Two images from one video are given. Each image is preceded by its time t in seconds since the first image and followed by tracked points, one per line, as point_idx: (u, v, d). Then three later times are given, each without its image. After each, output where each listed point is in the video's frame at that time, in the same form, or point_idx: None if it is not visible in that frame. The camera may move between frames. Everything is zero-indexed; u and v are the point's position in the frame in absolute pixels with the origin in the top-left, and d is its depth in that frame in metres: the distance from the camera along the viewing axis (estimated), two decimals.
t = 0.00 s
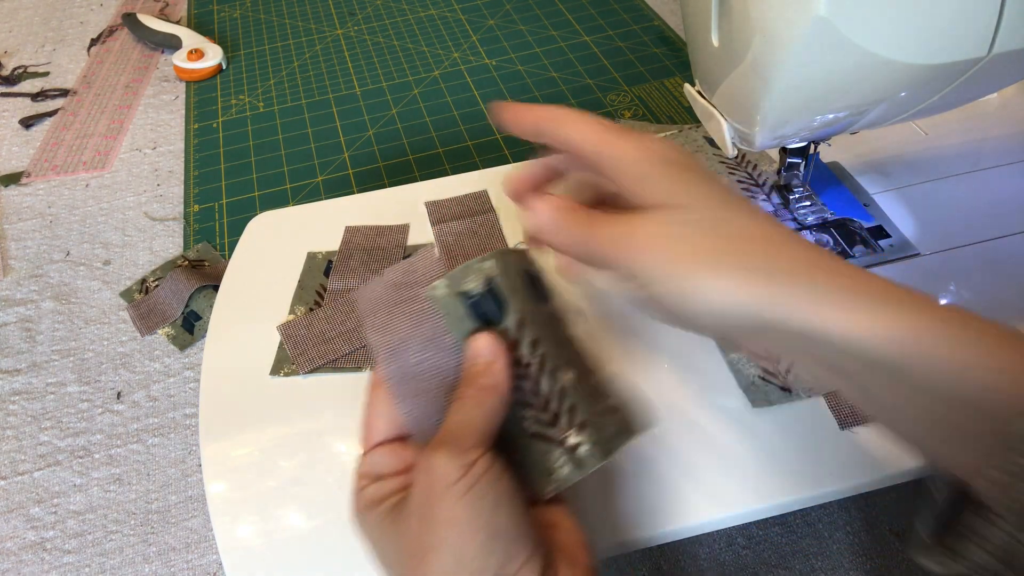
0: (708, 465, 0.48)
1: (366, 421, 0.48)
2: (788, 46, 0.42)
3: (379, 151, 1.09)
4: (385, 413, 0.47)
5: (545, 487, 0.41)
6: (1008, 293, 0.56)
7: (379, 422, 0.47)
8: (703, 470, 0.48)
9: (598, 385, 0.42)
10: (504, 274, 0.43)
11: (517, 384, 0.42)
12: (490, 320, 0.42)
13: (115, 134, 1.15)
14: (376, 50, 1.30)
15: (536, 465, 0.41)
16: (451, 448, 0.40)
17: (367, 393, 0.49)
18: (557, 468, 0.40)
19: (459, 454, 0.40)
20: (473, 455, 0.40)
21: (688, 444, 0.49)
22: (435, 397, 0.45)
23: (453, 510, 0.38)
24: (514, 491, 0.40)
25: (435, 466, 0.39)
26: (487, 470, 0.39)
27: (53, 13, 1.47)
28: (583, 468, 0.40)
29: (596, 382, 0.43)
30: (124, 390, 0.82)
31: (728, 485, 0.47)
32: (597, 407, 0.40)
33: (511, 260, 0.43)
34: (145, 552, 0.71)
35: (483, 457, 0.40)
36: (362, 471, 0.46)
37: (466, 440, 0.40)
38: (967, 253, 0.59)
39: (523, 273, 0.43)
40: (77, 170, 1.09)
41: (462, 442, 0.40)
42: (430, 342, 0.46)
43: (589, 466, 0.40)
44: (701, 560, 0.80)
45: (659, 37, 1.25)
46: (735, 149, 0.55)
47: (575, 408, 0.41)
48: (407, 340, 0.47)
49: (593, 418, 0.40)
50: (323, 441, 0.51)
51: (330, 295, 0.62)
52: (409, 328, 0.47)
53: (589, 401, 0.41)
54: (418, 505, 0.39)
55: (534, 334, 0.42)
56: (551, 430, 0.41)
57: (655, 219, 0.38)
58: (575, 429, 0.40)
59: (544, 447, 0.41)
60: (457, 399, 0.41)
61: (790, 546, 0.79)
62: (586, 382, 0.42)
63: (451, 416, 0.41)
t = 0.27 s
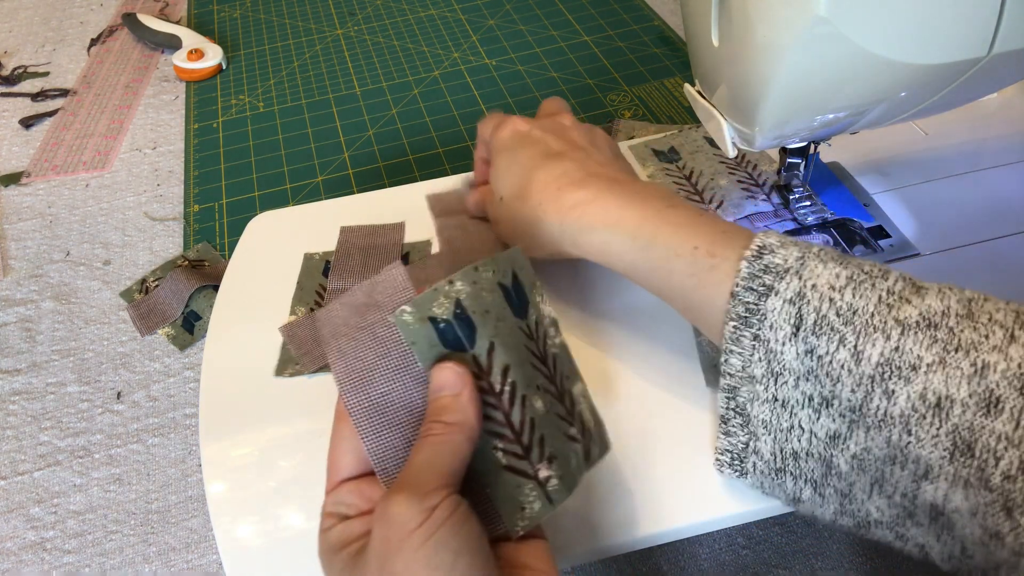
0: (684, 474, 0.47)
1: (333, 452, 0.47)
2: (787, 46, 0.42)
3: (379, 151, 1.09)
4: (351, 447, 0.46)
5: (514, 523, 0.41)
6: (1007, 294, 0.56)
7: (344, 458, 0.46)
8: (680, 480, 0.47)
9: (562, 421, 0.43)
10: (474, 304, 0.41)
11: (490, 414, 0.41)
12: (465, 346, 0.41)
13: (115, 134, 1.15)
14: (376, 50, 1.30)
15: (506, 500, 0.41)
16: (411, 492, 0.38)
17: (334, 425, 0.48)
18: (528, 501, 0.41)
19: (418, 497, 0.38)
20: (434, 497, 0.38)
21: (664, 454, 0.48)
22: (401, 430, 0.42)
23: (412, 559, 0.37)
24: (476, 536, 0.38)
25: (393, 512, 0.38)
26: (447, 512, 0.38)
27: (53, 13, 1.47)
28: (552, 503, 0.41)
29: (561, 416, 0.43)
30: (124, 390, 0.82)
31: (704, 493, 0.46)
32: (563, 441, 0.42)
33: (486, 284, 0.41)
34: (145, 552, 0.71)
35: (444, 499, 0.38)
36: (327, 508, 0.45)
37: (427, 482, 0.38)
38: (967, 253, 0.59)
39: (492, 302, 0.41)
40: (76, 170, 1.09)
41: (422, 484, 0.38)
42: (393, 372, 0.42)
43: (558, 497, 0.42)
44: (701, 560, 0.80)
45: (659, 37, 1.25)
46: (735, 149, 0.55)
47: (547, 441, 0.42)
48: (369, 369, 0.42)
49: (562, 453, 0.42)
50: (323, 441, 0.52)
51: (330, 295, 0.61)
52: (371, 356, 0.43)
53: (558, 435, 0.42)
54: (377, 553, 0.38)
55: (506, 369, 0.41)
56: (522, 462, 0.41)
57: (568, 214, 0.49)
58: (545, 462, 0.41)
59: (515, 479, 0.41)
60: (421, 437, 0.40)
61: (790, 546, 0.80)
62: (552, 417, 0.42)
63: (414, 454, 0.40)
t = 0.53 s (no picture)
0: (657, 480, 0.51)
1: (314, 446, 0.49)
2: (787, 47, 0.42)
3: (379, 151, 1.09)
4: (330, 439, 0.49)
5: (483, 505, 0.43)
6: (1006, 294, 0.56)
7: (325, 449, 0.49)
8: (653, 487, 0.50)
9: (539, 406, 0.42)
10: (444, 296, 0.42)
11: (460, 402, 0.42)
12: (435, 336, 0.42)
13: (115, 134, 1.15)
14: (376, 50, 1.30)
15: (475, 483, 0.43)
16: (371, 484, 0.40)
17: (314, 418, 0.50)
18: (497, 486, 0.42)
19: (378, 489, 0.40)
20: (393, 490, 0.40)
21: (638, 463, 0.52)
22: (375, 419, 0.45)
23: (369, 549, 0.39)
24: (432, 528, 0.41)
25: (353, 503, 0.40)
26: (404, 507, 0.40)
27: (53, 13, 1.47)
28: (520, 488, 0.42)
29: (540, 399, 0.42)
30: (124, 390, 0.82)
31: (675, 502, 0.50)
32: (539, 426, 0.42)
33: (456, 280, 0.44)
34: (145, 552, 0.71)
35: (403, 493, 0.40)
36: (308, 499, 0.47)
37: (388, 475, 0.40)
38: (964, 254, 0.60)
39: (464, 292, 0.43)
40: (76, 170, 1.09)
41: (383, 477, 0.40)
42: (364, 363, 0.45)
43: (528, 482, 0.42)
44: (701, 560, 0.80)
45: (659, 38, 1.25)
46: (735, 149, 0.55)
47: (518, 427, 0.42)
48: (342, 362, 0.45)
49: (536, 438, 0.42)
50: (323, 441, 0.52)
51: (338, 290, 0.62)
52: (346, 349, 0.45)
53: (532, 420, 0.42)
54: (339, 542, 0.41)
55: (478, 355, 0.42)
56: (492, 448, 0.42)
57: (650, 191, 0.34)
58: (514, 448, 0.42)
59: (484, 464, 0.42)
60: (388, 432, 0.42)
61: (790, 546, 0.79)
62: (529, 401, 0.42)
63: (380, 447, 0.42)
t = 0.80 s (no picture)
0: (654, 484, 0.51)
1: (309, 425, 0.50)
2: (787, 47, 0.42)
3: (379, 151, 1.09)
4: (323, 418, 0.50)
5: (464, 474, 0.44)
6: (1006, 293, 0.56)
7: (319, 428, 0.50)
8: (649, 490, 0.50)
9: (521, 378, 0.45)
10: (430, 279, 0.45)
11: (443, 376, 0.44)
12: (419, 315, 0.44)
13: (115, 134, 1.15)
14: (376, 50, 1.30)
15: (457, 454, 0.44)
16: (365, 449, 0.41)
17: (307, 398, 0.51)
18: (478, 454, 0.44)
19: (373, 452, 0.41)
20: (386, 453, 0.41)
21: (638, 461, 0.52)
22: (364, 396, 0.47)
23: (364, 508, 0.40)
24: (422, 488, 0.41)
25: (347, 466, 0.41)
26: (395, 467, 0.41)
27: (53, 13, 1.47)
28: (502, 455, 0.43)
29: (520, 371, 0.45)
30: (124, 390, 0.82)
31: (672, 505, 0.50)
32: (519, 397, 0.44)
33: (439, 263, 0.46)
34: (145, 552, 0.71)
35: (395, 455, 0.41)
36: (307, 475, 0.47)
37: (381, 439, 0.41)
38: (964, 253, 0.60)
39: (448, 274, 0.46)
40: (76, 170, 1.09)
41: (375, 440, 0.41)
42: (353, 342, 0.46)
43: (509, 450, 0.44)
44: (701, 560, 0.80)
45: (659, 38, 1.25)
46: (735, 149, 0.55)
47: (498, 398, 0.44)
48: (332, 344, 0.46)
49: (516, 408, 0.44)
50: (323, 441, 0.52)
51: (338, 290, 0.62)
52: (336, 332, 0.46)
53: (512, 392, 0.44)
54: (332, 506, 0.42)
55: (462, 333, 0.45)
56: (472, 418, 0.44)
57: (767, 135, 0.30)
58: (495, 418, 0.44)
59: (465, 433, 0.44)
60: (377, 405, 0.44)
61: (790, 546, 0.79)
62: (509, 374, 0.45)
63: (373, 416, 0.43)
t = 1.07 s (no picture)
0: (653, 486, 0.51)
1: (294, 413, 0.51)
2: (787, 47, 0.42)
3: (379, 151, 1.09)
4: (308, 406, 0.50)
5: (437, 484, 0.46)
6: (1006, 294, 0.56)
7: (304, 415, 0.51)
8: (645, 493, 0.51)
9: (509, 386, 0.46)
10: (427, 271, 0.45)
11: (430, 378, 0.46)
12: (411, 312, 0.45)
13: (115, 134, 1.15)
14: (376, 50, 1.30)
15: (433, 463, 0.46)
16: (332, 459, 0.44)
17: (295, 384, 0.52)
18: (453, 466, 0.45)
19: (336, 465, 0.44)
20: (348, 466, 0.44)
21: (635, 464, 0.52)
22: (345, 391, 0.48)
23: (320, 526, 0.43)
24: (376, 509, 0.44)
25: (312, 476, 0.44)
26: (350, 487, 0.43)
27: (53, 13, 1.47)
28: (477, 470, 0.45)
29: (511, 379, 0.46)
30: (124, 390, 0.82)
31: (666, 508, 0.50)
32: (506, 408, 0.45)
33: (441, 253, 0.46)
34: (145, 552, 0.71)
35: (355, 473, 0.44)
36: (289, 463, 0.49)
37: (346, 451, 0.44)
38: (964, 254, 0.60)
39: (447, 266, 0.46)
40: (77, 170, 1.09)
41: (341, 451, 0.44)
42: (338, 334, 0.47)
43: (484, 465, 0.45)
44: (701, 560, 0.80)
45: (659, 38, 1.25)
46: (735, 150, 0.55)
47: (482, 407, 0.45)
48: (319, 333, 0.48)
49: (499, 420, 0.45)
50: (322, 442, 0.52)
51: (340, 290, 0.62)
52: (325, 322, 0.48)
53: (498, 402, 0.45)
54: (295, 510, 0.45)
55: (454, 332, 0.45)
56: (452, 427, 0.46)
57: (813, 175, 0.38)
58: (475, 430, 0.45)
59: (443, 442, 0.46)
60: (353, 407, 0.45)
61: (790, 546, 0.79)
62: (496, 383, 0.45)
63: (344, 424, 0.45)
